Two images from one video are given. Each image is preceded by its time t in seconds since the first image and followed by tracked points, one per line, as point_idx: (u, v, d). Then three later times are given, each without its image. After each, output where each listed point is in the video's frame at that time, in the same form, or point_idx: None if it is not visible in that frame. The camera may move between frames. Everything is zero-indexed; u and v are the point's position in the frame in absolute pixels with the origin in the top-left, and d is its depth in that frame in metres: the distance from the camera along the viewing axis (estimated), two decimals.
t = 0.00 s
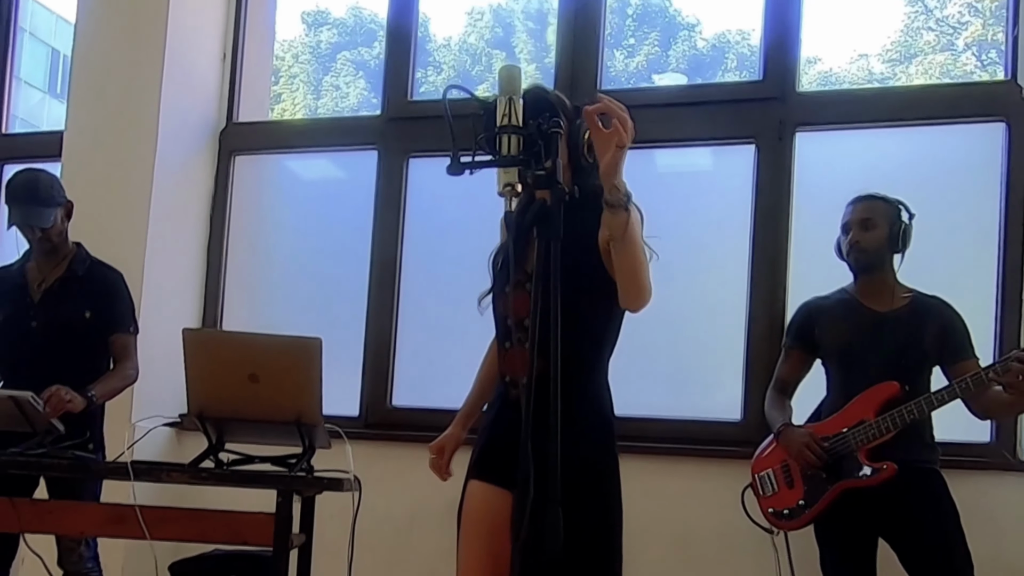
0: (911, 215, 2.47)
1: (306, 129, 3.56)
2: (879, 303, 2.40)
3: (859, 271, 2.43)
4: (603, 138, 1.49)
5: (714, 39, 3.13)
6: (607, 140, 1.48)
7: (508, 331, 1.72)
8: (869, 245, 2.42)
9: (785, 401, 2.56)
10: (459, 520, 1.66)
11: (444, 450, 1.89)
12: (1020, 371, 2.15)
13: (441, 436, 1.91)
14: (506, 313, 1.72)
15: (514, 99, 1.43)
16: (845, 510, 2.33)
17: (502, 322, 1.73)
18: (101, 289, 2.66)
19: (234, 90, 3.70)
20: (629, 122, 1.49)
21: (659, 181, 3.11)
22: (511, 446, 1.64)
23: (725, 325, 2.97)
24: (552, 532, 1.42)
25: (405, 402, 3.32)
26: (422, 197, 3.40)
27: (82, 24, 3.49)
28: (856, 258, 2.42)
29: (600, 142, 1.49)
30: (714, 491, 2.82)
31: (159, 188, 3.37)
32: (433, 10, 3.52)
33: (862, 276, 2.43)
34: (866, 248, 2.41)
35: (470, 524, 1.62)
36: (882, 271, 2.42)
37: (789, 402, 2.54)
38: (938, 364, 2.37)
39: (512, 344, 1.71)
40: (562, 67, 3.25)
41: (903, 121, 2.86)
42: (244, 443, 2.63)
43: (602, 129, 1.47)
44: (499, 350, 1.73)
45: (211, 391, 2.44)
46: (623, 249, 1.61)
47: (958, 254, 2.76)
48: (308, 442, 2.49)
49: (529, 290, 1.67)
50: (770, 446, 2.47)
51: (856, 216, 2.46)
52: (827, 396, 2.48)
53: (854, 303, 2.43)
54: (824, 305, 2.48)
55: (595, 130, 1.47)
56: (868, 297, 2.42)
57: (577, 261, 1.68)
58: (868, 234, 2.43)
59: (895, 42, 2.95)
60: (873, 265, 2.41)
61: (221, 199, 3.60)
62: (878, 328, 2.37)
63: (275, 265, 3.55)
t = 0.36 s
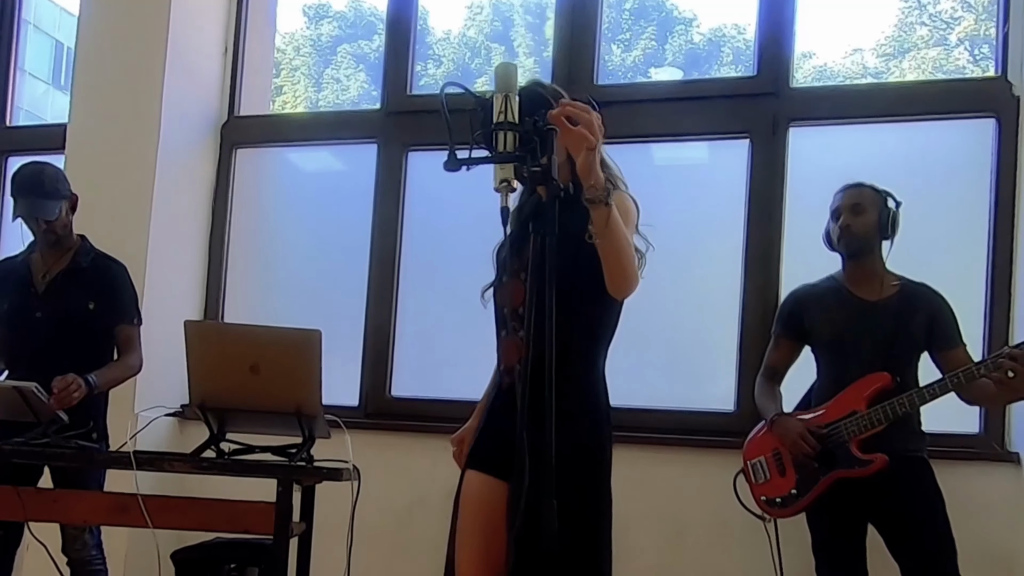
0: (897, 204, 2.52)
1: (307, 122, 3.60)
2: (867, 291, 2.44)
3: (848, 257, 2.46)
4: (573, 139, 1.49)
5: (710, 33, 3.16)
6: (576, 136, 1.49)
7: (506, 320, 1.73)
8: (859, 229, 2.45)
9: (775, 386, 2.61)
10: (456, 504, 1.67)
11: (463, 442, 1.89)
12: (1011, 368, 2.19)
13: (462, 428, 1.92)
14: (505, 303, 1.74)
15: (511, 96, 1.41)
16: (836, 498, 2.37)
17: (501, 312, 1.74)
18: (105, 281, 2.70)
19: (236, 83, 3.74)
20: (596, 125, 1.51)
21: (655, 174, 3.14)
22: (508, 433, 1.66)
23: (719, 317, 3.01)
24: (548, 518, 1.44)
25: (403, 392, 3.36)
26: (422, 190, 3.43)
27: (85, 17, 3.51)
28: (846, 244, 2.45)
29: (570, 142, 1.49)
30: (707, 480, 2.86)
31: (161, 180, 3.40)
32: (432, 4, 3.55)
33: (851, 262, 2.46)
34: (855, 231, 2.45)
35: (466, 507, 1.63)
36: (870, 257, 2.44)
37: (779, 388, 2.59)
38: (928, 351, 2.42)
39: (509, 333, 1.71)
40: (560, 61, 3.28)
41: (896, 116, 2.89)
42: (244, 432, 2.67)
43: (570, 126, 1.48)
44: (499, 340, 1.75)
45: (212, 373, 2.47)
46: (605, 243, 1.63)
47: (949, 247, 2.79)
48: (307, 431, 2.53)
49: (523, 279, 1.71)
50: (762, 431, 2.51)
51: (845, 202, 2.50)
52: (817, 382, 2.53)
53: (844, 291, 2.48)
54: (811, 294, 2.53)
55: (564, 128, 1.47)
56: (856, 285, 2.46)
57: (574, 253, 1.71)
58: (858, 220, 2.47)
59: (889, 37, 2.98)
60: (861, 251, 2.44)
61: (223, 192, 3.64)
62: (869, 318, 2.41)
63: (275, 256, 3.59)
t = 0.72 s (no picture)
0: (886, 197, 2.55)
1: (305, 117, 3.63)
2: (857, 287, 2.48)
3: (839, 255, 2.51)
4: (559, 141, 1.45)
5: (704, 29, 3.19)
6: (563, 140, 1.44)
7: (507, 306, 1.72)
8: (850, 228, 2.49)
9: (766, 379, 2.65)
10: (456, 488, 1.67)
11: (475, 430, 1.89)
12: (993, 359, 2.22)
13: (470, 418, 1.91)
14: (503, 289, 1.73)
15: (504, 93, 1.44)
16: (825, 488, 2.42)
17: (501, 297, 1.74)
18: (108, 275, 2.74)
19: (236, 78, 3.78)
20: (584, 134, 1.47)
21: (649, 169, 3.18)
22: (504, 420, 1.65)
23: (712, 310, 3.05)
24: (541, 509, 1.47)
25: (400, 384, 3.40)
26: (419, 184, 3.47)
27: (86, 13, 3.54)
28: (838, 242, 2.49)
29: (555, 143, 1.44)
30: (700, 470, 2.90)
31: (161, 174, 3.44)
32: None
33: (841, 259, 2.51)
34: (847, 230, 2.49)
35: (463, 492, 1.63)
36: (860, 254, 2.49)
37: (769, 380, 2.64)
38: (914, 344, 2.46)
39: (509, 318, 1.71)
40: (555, 57, 3.31)
41: (886, 111, 2.92)
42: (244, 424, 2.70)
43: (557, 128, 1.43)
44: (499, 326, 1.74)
45: (210, 366, 2.49)
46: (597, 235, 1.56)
47: (937, 242, 2.83)
48: (306, 423, 2.57)
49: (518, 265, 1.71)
50: (752, 423, 2.55)
51: (836, 200, 2.52)
52: (807, 373, 2.57)
53: (834, 284, 2.52)
54: (800, 288, 2.58)
55: (549, 129, 1.43)
56: (846, 281, 2.50)
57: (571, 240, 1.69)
58: (850, 218, 2.50)
59: (880, 34, 3.01)
60: (849, 249, 2.48)
61: (223, 186, 3.68)
62: (858, 312, 2.45)
63: (274, 249, 3.63)
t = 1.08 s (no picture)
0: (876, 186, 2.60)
1: (304, 112, 3.66)
2: (849, 275, 2.51)
3: (830, 241, 2.55)
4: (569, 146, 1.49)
5: (697, 23, 3.22)
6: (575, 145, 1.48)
7: (505, 293, 1.72)
8: (842, 214, 2.53)
9: (758, 365, 2.68)
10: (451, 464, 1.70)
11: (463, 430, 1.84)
12: (985, 350, 2.26)
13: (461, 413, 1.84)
14: (501, 276, 1.74)
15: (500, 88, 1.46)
16: (818, 476, 2.45)
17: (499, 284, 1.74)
18: (121, 273, 2.77)
19: (235, 75, 3.81)
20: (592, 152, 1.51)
21: (643, 162, 3.21)
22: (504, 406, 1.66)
23: (706, 300, 3.09)
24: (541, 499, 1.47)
25: (399, 375, 3.44)
26: (416, 178, 3.50)
27: (86, 11, 3.57)
28: (829, 229, 2.53)
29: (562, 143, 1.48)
30: (694, 458, 2.94)
31: (162, 170, 3.47)
32: None
33: (832, 245, 2.55)
34: (839, 217, 2.53)
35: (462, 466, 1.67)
36: (851, 242, 2.53)
37: (762, 368, 2.67)
38: (905, 331, 2.50)
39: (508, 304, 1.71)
40: (550, 52, 3.34)
41: (876, 104, 2.95)
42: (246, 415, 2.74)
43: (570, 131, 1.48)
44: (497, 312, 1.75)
45: (211, 358, 2.53)
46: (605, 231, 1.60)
47: (927, 232, 2.86)
48: (306, 414, 2.59)
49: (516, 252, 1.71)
50: (746, 409, 2.60)
51: (828, 187, 2.55)
52: (799, 362, 2.61)
53: (823, 272, 2.55)
54: (792, 277, 2.61)
55: (562, 133, 1.48)
56: (837, 269, 2.54)
57: (567, 227, 1.68)
58: (842, 206, 2.53)
59: (870, 27, 3.04)
60: (841, 236, 2.52)
61: (223, 181, 3.71)
62: (850, 300, 2.48)
63: (274, 243, 3.66)
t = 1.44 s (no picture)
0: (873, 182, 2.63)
1: (305, 110, 3.70)
2: (846, 267, 2.55)
3: (828, 233, 2.58)
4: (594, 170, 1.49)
5: (692, 20, 3.26)
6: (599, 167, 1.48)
7: (506, 287, 1.75)
8: (846, 208, 2.55)
9: (757, 357, 2.72)
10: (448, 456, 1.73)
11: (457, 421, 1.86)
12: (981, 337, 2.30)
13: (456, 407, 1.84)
14: (501, 270, 1.77)
15: (497, 86, 1.49)
16: (815, 464, 2.49)
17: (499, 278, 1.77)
18: (150, 276, 2.82)
19: (238, 75, 3.85)
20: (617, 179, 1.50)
21: (639, 157, 3.25)
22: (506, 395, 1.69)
23: (703, 292, 3.12)
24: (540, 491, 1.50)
25: (402, 369, 3.48)
26: (417, 175, 3.54)
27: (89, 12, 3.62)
28: (827, 219, 2.56)
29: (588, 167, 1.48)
30: (693, 448, 2.98)
31: (166, 169, 3.51)
32: None
33: (831, 238, 2.58)
34: (843, 210, 2.55)
35: (461, 454, 1.70)
36: (849, 236, 2.56)
37: (760, 360, 2.71)
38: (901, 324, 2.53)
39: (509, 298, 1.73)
40: (547, 48, 3.38)
41: (870, 97, 2.99)
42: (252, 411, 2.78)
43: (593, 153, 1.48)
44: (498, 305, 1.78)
45: (215, 353, 2.54)
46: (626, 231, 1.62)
47: (921, 223, 2.90)
48: (310, 409, 2.62)
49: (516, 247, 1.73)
50: (745, 401, 2.61)
51: (831, 180, 2.58)
52: (797, 352, 2.65)
53: (819, 262, 2.59)
54: (791, 269, 2.64)
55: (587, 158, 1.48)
56: (835, 262, 2.57)
57: (563, 220, 1.68)
58: (845, 198, 2.56)
59: (864, 22, 3.08)
60: (840, 229, 2.55)
61: (226, 180, 3.76)
62: (847, 290, 2.52)
63: (277, 240, 3.71)
